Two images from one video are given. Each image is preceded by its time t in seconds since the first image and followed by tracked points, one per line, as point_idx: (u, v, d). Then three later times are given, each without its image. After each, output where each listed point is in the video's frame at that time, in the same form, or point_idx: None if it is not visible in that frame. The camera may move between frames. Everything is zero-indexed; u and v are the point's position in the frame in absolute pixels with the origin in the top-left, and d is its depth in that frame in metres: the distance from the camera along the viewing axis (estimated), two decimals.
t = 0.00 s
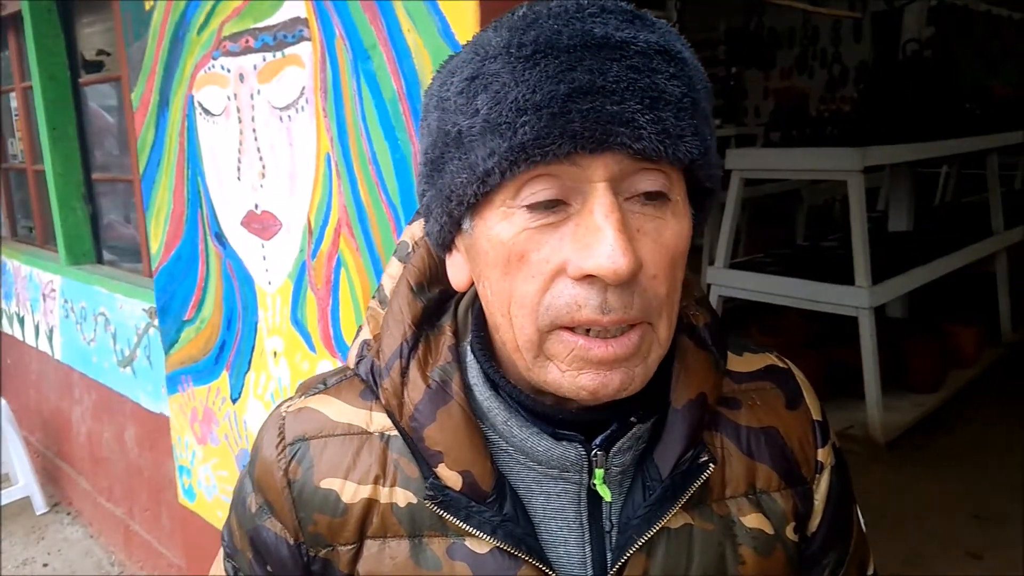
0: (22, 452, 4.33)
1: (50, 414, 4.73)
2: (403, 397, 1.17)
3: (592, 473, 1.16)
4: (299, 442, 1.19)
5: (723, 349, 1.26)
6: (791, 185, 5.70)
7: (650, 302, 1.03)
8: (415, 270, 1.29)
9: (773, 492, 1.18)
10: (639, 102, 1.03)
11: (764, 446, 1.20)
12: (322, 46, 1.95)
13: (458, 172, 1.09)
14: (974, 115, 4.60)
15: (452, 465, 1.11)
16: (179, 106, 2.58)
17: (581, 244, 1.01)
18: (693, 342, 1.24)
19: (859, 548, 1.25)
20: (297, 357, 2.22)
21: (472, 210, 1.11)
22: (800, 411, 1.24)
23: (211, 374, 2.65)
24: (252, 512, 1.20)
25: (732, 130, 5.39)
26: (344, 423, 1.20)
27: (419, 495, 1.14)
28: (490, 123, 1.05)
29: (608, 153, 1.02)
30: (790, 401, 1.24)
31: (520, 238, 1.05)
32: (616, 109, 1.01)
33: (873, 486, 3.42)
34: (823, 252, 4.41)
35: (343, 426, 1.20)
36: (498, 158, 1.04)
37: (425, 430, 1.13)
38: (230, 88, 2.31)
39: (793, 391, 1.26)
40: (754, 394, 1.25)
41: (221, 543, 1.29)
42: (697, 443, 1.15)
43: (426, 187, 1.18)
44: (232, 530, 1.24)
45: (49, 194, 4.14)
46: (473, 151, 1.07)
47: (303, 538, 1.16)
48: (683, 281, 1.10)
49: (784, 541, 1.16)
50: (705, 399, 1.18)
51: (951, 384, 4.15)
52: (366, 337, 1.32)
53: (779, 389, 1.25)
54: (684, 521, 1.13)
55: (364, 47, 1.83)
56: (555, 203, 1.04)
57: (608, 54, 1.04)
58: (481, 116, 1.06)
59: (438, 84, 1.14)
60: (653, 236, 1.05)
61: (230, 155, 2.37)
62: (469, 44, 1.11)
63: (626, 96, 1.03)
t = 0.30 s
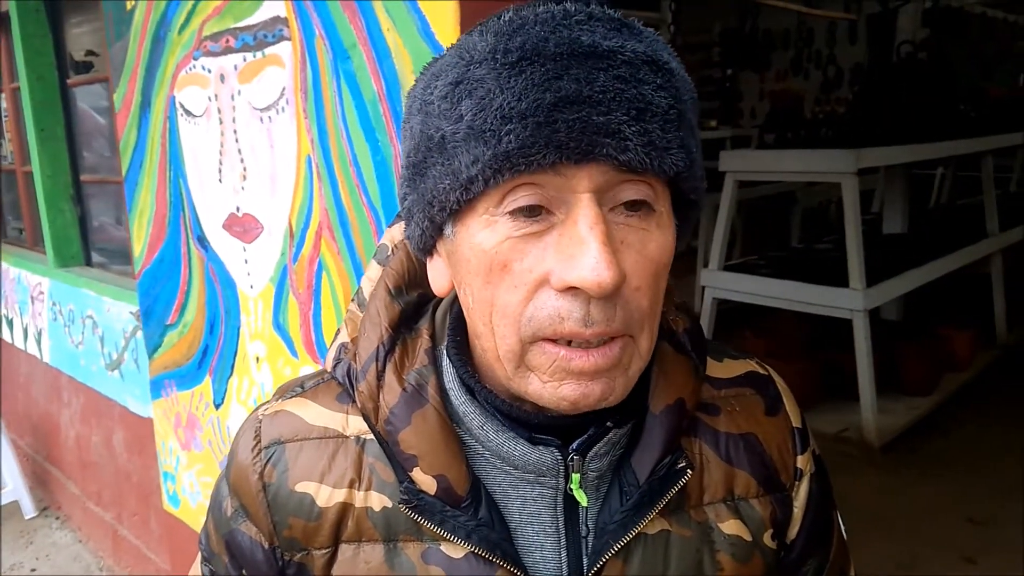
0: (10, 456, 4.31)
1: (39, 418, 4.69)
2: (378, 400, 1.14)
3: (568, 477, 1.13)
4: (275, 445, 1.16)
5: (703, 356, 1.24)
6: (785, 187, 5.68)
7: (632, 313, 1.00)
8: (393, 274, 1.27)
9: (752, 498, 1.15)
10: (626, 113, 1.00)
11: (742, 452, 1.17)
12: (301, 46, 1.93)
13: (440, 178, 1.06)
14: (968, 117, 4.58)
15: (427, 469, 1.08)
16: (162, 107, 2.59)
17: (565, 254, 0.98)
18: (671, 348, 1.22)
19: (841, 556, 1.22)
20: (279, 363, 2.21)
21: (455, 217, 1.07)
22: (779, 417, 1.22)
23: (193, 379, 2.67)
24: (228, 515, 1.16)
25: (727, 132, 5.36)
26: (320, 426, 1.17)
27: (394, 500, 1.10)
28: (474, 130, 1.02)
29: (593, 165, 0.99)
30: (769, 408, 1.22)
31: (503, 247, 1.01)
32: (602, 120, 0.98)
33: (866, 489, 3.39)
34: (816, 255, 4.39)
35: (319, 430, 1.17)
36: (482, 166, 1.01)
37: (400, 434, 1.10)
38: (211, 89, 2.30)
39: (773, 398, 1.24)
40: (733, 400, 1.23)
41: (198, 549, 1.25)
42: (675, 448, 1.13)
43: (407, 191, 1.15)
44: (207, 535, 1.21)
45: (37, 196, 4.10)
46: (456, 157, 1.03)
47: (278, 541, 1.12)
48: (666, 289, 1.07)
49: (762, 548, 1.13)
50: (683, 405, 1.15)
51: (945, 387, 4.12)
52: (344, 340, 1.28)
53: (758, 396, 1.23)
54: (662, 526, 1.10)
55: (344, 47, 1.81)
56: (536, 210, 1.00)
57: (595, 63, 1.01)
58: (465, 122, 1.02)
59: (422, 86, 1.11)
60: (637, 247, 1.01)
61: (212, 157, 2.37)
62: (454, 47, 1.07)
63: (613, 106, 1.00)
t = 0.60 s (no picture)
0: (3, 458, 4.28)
1: (32, 419, 4.65)
2: (366, 407, 1.11)
3: (563, 489, 1.10)
4: (258, 453, 1.14)
5: (703, 361, 1.21)
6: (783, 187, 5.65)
7: (634, 305, 0.97)
8: (384, 275, 1.24)
9: (754, 511, 1.12)
10: (631, 97, 0.98)
11: (744, 463, 1.14)
12: (291, 42, 1.90)
13: (438, 162, 1.02)
14: (967, 117, 4.56)
15: (417, 479, 1.04)
16: (151, 107, 2.56)
17: (565, 240, 0.95)
18: (671, 354, 1.19)
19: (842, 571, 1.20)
20: (270, 366, 2.19)
21: (450, 203, 1.04)
22: (781, 428, 1.19)
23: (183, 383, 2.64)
24: (208, 525, 1.14)
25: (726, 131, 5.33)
26: (306, 433, 1.15)
27: (381, 511, 1.08)
28: (474, 111, 0.98)
29: (596, 149, 0.96)
30: (771, 417, 1.20)
31: (500, 234, 0.98)
32: (608, 102, 0.95)
33: (865, 490, 3.36)
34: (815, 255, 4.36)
35: (305, 437, 1.15)
36: (482, 148, 0.97)
37: (389, 442, 1.07)
38: (201, 88, 2.27)
39: (775, 407, 1.21)
40: (735, 409, 1.20)
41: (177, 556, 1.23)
42: (674, 459, 1.10)
43: (402, 180, 1.12)
44: (187, 547, 1.18)
45: (30, 196, 4.07)
46: (456, 140, 1.00)
47: (260, 553, 1.10)
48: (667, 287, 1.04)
49: (763, 562, 1.11)
50: (683, 413, 1.13)
51: (944, 387, 4.10)
52: (333, 343, 1.25)
53: (760, 405, 1.21)
54: (660, 540, 1.07)
55: (334, 45, 1.78)
56: (536, 195, 0.98)
57: (600, 46, 0.98)
58: (465, 103, 0.99)
59: (421, 72, 1.08)
60: (638, 236, 0.98)
61: (202, 156, 2.34)
62: (455, 32, 1.04)
63: (618, 89, 0.97)
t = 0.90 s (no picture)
0: None
1: (28, 420, 4.63)
2: (367, 413, 1.10)
3: (571, 501, 1.08)
4: (256, 458, 1.14)
5: (720, 370, 1.19)
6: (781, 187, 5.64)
7: (646, 317, 0.95)
8: (389, 276, 1.22)
9: (771, 528, 1.11)
10: (642, 98, 0.96)
11: (762, 478, 1.13)
12: (291, 41, 1.88)
13: (438, 169, 1.01)
14: (966, 117, 4.55)
15: (418, 490, 1.03)
16: (149, 105, 2.54)
17: (574, 251, 0.93)
18: (687, 363, 1.17)
19: None
20: (269, 369, 2.17)
21: (450, 211, 1.03)
22: (801, 442, 1.18)
23: (181, 385, 2.63)
24: (204, 533, 1.15)
25: (725, 131, 5.32)
26: (305, 439, 1.14)
27: (380, 521, 1.07)
28: (475, 115, 0.97)
29: (605, 155, 0.94)
30: (790, 430, 1.18)
31: (506, 245, 0.96)
32: (616, 105, 0.94)
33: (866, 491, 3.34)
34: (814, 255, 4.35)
35: (304, 442, 1.14)
36: (483, 155, 0.96)
37: (390, 450, 1.05)
38: (199, 87, 2.25)
39: (794, 420, 1.20)
40: (753, 421, 1.19)
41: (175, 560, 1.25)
42: (688, 473, 1.08)
43: (400, 183, 1.11)
44: (185, 554, 1.19)
45: (26, 196, 4.04)
46: (456, 146, 0.99)
47: (256, 563, 1.10)
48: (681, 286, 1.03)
49: None
50: (698, 425, 1.11)
51: (944, 388, 4.09)
52: (335, 346, 1.24)
53: (780, 417, 1.20)
54: (672, 558, 1.06)
55: (335, 44, 1.76)
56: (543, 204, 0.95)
57: (609, 44, 0.96)
58: (466, 107, 0.97)
59: (417, 69, 1.06)
60: (649, 246, 0.97)
61: (200, 156, 2.32)
62: (453, 27, 1.02)
63: (628, 90, 0.95)
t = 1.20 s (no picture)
0: None
1: (25, 421, 4.61)
2: (363, 422, 1.09)
3: (572, 512, 1.08)
4: (251, 468, 1.13)
5: (725, 376, 1.20)
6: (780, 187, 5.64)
7: (652, 321, 0.95)
8: (384, 281, 1.22)
9: (778, 536, 1.10)
10: (642, 94, 0.95)
11: (768, 484, 1.12)
12: (288, 39, 1.88)
13: (432, 171, 1.00)
14: (964, 117, 4.55)
15: (415, 501, 1.02)
16: (146, 106, 2.54)
17: (575, 256, 0.92)
18: (692, 368, 1.17)
19: None
20: (268, 369, 2.16)
21: (446, 216, 1.02)
22: (809, 446, 1.18)
23: (179, 387, 2.62)
24: (200, 544, 1.15)
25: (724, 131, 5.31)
26: (301, 448, 1.13)
27: (378, 533, 1.06)
28: (469, 115, 0.96)
29: (605, 154, 0.93)
30: (798, 435, 1.18)
31: (505, 251, 0.95)
32: (615, 102, 0.93)
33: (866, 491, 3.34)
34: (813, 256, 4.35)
35: (300, 452, 1.13)
36: (479, 157, 0.95)
37: (385, 460, 1.05)
38: (196, 86, 2.25)
39: (802, 423, 1.20)
40: (759, 425, 1.18)
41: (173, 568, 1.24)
42: (693, 481, 1.07)
43: (393, 187, 1.10)
44: (182, 562, 1.19)
45: (23, 197, 4.02)
46: (450, 148, 0.98)
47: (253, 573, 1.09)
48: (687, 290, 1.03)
49: None
50: (703, 432, 1.10)
51: (943, 388, 4.09)
52: (331, 352, 1.23)
53: (787, 421, 1.19)
54: (676, 568, 1.06)
55: (334, 42, 1.75)
56: (543, 208, 0.95)
57: (604, 38, 0.95)
58: (458, 107, 0.96)
59: (406, 70, 1.05)
60: (653, 246, 0.96)
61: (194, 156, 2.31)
62: (442, 25, 1.01)
63: (627, 86, 0.94)
